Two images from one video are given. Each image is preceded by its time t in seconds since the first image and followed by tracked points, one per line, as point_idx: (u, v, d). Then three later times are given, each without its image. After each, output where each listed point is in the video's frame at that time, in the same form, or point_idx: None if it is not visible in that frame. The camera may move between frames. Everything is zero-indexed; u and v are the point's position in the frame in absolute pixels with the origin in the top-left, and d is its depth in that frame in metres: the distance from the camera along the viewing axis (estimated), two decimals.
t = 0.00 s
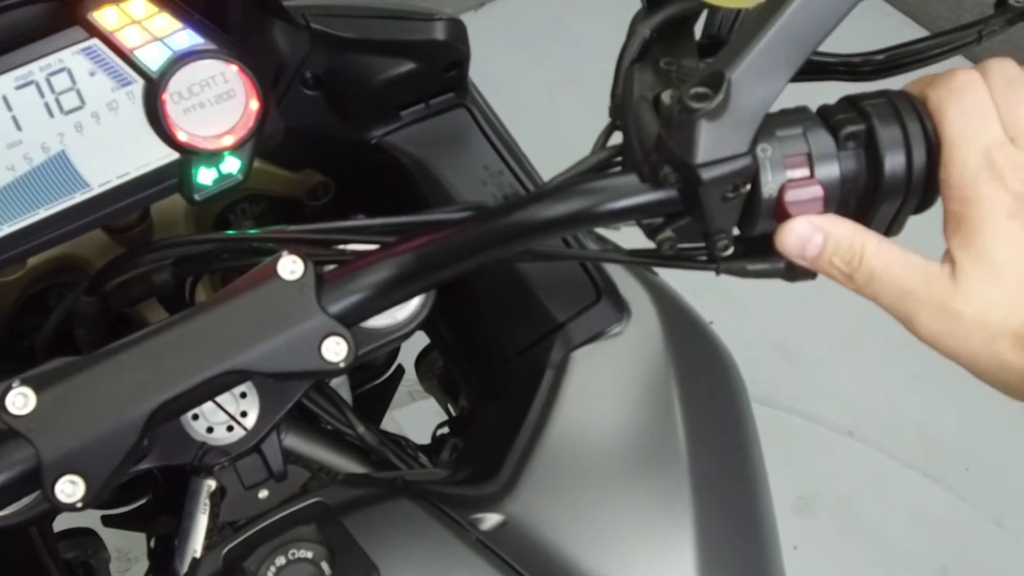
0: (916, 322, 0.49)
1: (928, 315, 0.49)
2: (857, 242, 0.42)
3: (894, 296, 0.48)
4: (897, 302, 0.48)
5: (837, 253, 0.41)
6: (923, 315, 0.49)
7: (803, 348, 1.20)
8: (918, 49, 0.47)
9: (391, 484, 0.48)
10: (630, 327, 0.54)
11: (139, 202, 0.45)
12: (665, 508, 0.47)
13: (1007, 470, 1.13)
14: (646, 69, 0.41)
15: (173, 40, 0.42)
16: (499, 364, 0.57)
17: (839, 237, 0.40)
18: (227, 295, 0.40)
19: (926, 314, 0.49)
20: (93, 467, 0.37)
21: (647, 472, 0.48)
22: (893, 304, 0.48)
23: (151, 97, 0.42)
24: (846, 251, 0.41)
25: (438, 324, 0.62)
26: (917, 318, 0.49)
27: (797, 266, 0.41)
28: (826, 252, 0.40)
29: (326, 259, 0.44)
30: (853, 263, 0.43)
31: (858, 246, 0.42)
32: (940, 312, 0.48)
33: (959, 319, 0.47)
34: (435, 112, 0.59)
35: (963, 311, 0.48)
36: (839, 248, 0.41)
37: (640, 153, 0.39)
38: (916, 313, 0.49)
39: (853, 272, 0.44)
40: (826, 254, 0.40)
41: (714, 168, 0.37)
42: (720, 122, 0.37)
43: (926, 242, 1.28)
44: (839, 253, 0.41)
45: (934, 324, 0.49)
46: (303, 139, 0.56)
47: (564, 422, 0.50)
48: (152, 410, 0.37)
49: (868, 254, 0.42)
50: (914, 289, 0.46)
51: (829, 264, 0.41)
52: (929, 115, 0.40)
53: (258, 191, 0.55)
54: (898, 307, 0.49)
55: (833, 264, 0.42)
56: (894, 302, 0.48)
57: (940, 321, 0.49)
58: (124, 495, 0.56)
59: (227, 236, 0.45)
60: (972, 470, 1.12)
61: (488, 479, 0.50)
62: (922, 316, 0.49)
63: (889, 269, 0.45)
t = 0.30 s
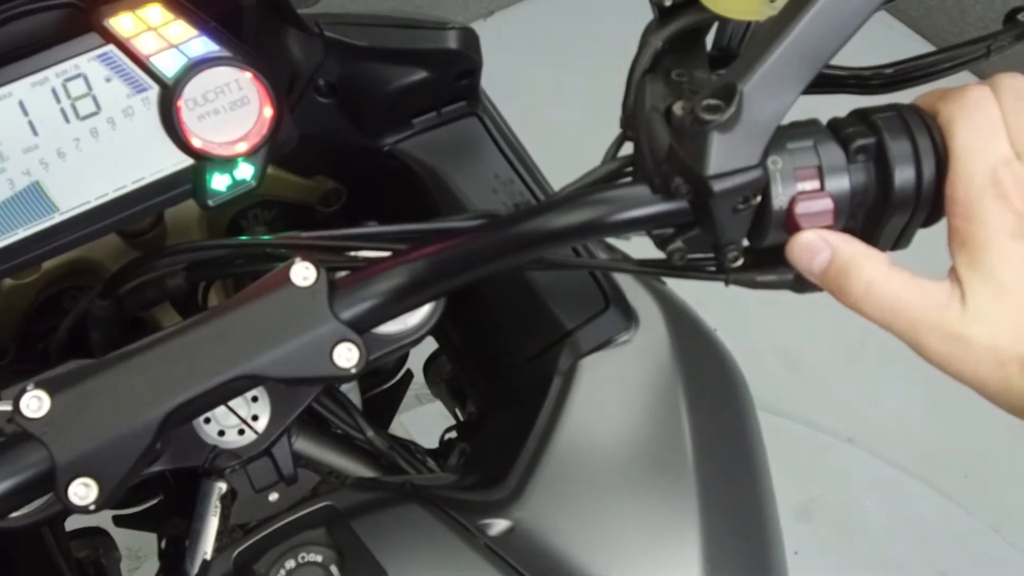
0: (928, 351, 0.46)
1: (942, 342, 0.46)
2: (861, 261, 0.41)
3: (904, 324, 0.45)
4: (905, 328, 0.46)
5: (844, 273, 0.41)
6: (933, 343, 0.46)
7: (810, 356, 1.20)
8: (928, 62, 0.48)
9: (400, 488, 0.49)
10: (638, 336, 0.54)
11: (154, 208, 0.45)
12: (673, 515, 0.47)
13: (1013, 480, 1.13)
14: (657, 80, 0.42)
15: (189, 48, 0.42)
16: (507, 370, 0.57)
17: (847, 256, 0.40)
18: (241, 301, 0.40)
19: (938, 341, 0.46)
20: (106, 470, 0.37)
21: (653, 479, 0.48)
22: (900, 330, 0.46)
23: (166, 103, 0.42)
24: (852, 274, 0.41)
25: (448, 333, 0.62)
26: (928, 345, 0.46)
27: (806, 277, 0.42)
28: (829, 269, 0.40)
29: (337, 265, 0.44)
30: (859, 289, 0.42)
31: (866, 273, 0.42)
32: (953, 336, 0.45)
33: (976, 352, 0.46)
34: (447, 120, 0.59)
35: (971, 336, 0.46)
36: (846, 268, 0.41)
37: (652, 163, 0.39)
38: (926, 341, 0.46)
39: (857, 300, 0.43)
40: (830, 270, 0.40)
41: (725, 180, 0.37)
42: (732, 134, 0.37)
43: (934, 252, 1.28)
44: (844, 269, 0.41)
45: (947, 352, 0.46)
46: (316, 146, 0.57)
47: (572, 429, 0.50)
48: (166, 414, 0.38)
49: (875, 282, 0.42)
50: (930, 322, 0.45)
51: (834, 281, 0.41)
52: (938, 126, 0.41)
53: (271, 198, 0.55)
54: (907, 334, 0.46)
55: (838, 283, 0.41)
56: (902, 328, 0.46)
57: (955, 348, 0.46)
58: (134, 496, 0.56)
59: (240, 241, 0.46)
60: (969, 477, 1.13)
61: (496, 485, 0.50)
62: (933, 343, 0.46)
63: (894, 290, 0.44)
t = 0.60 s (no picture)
0: (936, 355, 0.46)
1: (951, 348, 0.45)
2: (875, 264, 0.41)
3: (914, 328, 0.45)
4: (915, 332, 0.45)
5: (858, 275, 0.41)
6: (942, 349, 0.46)
7: (819, 362, 1.20)
8: (939, 70, 0.48)
9: (407, 490, 0.49)
10: (647, 341, 0.54)
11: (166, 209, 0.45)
12: (680, 520, 0.47)
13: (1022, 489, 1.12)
14: (669, 85, 0.42)
15: (201, 49, 0.43)
16: (515, 374, 0.57)
17: (860, 257, 0.40)
18: (251, 302, 0.40)
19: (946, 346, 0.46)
20: (116, 469, 0.38)
21: (660, 484, 0.48)
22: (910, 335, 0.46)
23: (178, 104, 0.42)
24: (865, 277, 0.41)
25: (457, 335, 0.62)
26: (936, 350, 0.46)
27: (816, 284, 0.42)
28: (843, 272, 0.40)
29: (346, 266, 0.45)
30: (874, 290, 0.42)
31: (878, 274, 0.41)
32: (961, 342, 0.45)
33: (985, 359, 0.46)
34: (458, 123, 0.59)
35: (981, 343, 0.45)
36: (860, 270, 0.40)
37: (662, 169, 0.39)
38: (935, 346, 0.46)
39: (872, 302, 0.43)
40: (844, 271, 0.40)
41: (735, 186, 0.37)
42: (743, 141, 0.37)
43: (944, 260, 1.27)
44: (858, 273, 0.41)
45: (955, 357, 0.46)
46: (327, 148, 0.57)
47: (580, 433, 0.50)
48: (176, 414, 0.38)
49: (890, 285, 0.42)
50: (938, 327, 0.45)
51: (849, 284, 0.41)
52: (950, 135, 0.41)
53: (282, 199, 0.55)
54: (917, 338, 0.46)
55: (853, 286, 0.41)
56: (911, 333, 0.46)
57: (962, 354, 0.46)
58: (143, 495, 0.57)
59: (249, 243, 0.46)
60: (977, 485, 1.12)
61: (504, 488, 0.50)
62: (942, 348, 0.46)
63: (907, 294, 0.44)
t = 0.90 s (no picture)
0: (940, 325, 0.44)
1: (960, 318, 0.43)
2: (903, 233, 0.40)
3: (928, 293, 0.43)
4: (926, 298, 0.43)
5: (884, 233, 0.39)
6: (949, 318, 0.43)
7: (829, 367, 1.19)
8: (951, 73, 0.48)
9: (413, 491, 0.49)
10: (655, 343, 0.54)
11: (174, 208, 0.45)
12: (686, 523, 0.47)
13: None
14: (678, 86, 0.41)
15: (210, 48, 0.43)
16: (522, 376, 0.57)
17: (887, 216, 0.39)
18: (257, 301, 0.40)
19: (955, 315, 0.43)
20: (120, 466, 0.38)
21: (666, 486, 0.48)
22: (919, 300, 0.43)
23: (186, 103, 0.42)
24: (892, 241, 0.40)
25: (465, 336, 0.62)
26: (942, 319, 0.44)
27: (825, 287, 0.41)
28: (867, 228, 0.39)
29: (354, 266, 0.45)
30: (904, 256, 0.40)
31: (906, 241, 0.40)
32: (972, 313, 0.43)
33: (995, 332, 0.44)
34: (467, 124, 0.59)
35: (994, 316, 0.43)
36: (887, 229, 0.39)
37: (670, 170, 0.39)
38: (944, 315, 0.43)
39: (901, 270, 0.41)
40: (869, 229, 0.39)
41: (743, 188, 0.37)
42: (751, 142, 0.37)
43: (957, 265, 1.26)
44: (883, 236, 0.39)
45: (961, 328, 0.44)
46: (337, 147, 0.57)
47: (586, 435, 0.50)
48: (181, 412, 0.38)
49: (917, 252, 0.40)
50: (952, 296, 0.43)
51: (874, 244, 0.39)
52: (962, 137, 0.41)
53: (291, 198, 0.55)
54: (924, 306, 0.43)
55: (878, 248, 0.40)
56: (922, 299, 0.43)
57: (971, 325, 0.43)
58: (150, 492, 0.57)
59: (255, 241, 0.46)
60: (988, 492, 1.11)
61: (510, 490, 0.50)
62: (951, 317, 0.43)
63: (934, 260, 0.41)
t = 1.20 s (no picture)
0: (954, 339, 0.44)
1: (971, 331, 0.43)
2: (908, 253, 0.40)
3: (936, 310, 0.43)
4: (936, 316, 0.43)
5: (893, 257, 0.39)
6: (962, 331, 0.43)
7: (835, 369, 1.19)
8: (958, 76, 0.47)
9: (416, 490, 0.48)
10: (661, 344, 0.54)
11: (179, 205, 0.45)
12: (690, 525, 0.47)
13: None
14: (686, 86, 0.41)
15: (216, 45, 0.43)
16: (527, 376, 0.57)
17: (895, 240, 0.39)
18: (261, 298, 0.40)
19: (967, 328, 0.43)
20: (122, 464, 0.37)
21: (670, 488, 0.48)
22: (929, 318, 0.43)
23: (192, 100, 0.42)
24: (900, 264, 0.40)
25: (469, 336, 0.62)
26: (955, 332, 0.43)
27: (833, 289, 0.41)
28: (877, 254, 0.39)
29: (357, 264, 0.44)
30: (910, 277, 0.41)
31: (913, 263, 0.40)
32: (983, 325, 0.43)
33: (1004, 344, 0.43)
34: (473, 124, 0.59)
35: (1006, 328, 0.43)
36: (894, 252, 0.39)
37: (677, 170, 0.39)
38: (955, 329, 0.43)
39: (907, 291, 0.41)
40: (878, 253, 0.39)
41: (750, 188, 0.37)
42: (759, 142, 0.37)
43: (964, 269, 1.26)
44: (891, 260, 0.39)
45: (974, 340, 0.43)
46: (342, 145, 0.57)
47: (590, 436, 0.50)
48: (184, 410, 0.38)
49: (924, 273, 0.41)
50: (963, 310, 0.43)
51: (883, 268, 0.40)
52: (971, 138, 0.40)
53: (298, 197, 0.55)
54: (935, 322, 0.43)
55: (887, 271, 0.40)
56: (931, 316, 0.43)
57: (982, 338, 0.43)
58: (153, 490, 0.57)
59: (260, 239, 0.46)
60: (993, 497, 1.11)
61: (514, 490, 0.50)
62: (963, 331, 0.43)
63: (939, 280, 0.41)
